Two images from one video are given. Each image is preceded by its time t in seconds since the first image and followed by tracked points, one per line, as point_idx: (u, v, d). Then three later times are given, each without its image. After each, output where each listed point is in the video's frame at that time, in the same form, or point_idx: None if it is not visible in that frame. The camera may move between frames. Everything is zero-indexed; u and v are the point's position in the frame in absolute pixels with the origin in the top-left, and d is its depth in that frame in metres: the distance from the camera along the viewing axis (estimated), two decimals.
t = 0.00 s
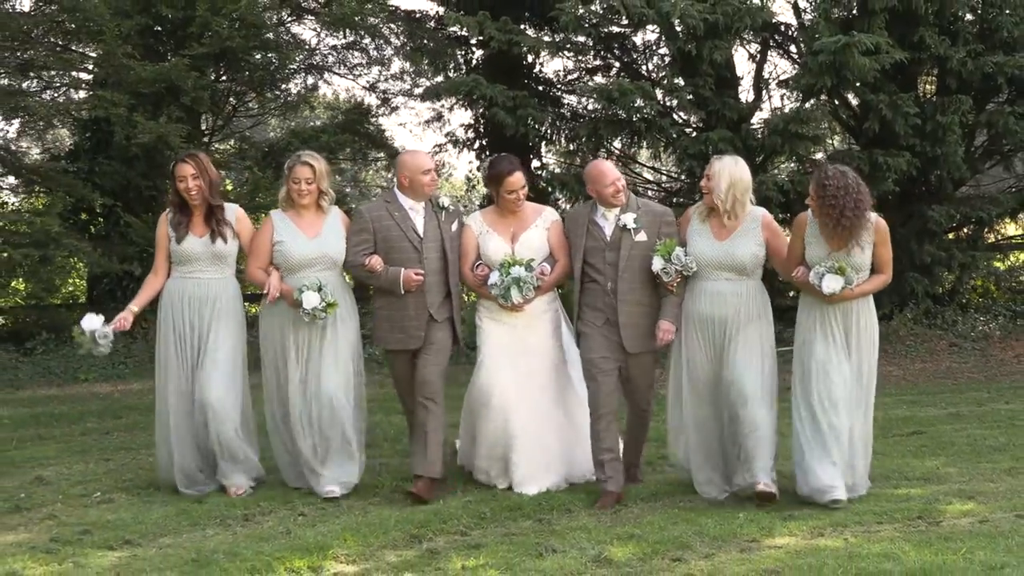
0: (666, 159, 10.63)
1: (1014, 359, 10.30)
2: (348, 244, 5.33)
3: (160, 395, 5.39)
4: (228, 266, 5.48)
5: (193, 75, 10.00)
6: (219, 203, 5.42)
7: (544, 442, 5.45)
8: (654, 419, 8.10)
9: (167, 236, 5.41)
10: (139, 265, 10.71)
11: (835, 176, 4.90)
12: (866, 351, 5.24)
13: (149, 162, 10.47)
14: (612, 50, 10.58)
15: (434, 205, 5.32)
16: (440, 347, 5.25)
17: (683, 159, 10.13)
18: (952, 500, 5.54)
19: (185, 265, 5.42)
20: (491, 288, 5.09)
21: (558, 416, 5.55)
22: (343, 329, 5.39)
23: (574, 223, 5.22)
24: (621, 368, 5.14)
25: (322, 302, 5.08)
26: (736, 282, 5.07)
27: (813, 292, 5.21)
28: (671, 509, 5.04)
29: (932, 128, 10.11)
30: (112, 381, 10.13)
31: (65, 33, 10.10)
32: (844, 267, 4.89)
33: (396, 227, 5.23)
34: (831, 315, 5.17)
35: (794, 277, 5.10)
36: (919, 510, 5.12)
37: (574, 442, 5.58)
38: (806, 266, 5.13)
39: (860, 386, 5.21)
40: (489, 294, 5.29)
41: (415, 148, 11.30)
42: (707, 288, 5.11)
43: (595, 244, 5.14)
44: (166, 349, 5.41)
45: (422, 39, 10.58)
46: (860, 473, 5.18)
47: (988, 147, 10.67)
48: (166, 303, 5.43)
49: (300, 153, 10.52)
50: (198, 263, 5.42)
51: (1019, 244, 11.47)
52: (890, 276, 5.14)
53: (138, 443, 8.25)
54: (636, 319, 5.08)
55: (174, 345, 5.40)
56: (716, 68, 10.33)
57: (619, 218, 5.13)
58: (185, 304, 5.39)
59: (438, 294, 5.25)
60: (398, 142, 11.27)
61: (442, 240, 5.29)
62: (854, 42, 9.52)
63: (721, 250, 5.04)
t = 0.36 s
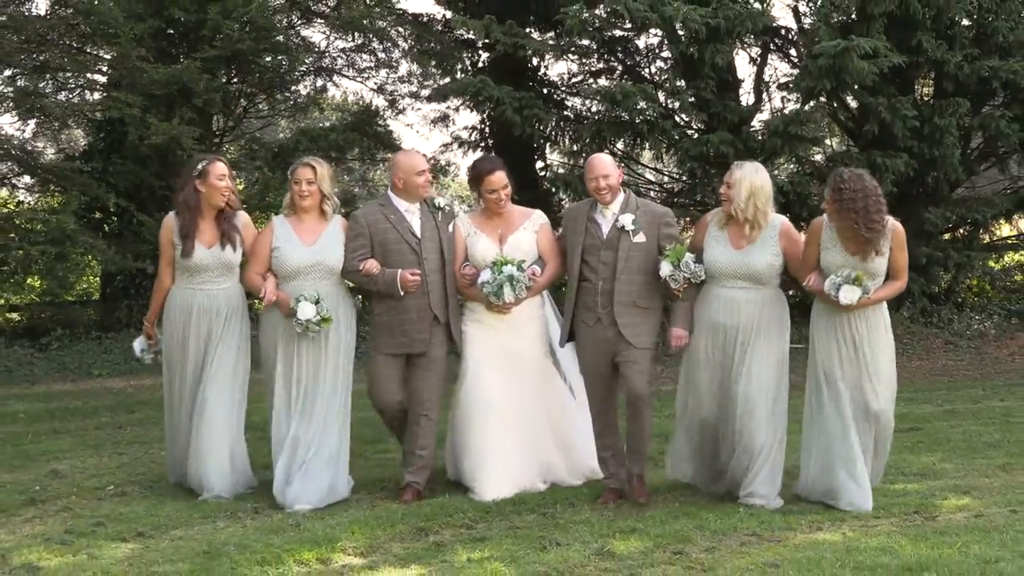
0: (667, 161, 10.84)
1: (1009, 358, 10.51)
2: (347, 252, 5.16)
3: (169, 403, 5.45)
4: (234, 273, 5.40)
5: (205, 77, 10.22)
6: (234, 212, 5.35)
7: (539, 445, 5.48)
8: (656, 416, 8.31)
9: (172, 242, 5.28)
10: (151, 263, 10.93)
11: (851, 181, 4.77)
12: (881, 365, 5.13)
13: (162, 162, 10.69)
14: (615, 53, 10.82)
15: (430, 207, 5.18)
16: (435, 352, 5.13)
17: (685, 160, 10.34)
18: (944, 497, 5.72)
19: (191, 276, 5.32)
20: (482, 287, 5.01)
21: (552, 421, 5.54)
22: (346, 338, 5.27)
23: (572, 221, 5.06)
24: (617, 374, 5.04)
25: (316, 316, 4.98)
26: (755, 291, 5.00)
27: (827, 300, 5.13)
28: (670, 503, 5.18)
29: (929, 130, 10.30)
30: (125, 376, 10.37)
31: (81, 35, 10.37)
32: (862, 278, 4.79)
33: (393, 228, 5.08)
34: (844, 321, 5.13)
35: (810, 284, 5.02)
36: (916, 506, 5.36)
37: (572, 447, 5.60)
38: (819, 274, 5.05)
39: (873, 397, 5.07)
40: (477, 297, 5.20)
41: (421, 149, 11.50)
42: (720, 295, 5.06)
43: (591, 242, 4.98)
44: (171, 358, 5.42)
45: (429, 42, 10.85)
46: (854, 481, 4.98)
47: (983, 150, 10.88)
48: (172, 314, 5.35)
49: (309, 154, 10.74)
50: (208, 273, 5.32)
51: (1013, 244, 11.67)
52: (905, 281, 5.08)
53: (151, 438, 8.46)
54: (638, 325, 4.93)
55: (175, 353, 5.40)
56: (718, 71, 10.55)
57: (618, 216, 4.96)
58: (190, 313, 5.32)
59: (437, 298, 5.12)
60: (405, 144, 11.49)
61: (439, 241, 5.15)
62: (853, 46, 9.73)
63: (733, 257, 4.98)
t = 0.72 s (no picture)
0: (667, 161, 11.08)
1: (1001, 355, 10.76)
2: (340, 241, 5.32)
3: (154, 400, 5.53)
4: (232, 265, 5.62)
5: (215, 80, 10.44)
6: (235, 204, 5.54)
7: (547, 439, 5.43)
8: (656, 410, 8.55)
9: (175, 232, 5.47)
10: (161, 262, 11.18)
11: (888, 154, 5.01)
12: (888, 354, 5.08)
13: (172, 163, 10.92)
14: (617, 56, 11.01)
15: (422, 204, 5.35)
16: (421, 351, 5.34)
17: (685, 161, 10.59)
18: (936, 497, 5.99)
19: (191, 267, 5.55)
20: (475, 281, 5.09)
21: (556, 426, 5.48)
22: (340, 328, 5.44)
23: (578, 227, 5.25)
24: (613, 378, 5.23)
25: (313, 302, 5.12)
26: (770, 282, 5.19)
27: (834, 290, 5.23)
28: (669, 500, 5.42)
29: (923, 132, 10.53)
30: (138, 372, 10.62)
31: (95, 38, 10.66)
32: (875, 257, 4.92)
33: (384, 227, 5.26)
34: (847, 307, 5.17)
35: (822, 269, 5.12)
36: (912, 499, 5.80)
37: (576, 449, 5.57)
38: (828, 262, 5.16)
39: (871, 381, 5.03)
40: (473, 290, 5.28)
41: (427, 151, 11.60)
42: (735, 286, 5.23)
43: (594, 251, 5.16)
44: (168, 359, 5.50)
45: (435, 44, 11.13)
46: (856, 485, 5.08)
47: (976, 151, 11.11)
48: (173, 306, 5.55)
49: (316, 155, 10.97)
50: (209, 265, 5.55)
51: (1005, 243, 11.91)
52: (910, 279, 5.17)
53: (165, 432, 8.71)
54: (635, 332, 5.09)
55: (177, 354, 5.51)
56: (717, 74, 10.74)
57: (621, 224, 5.12)
58: (188, 306, 5.53)
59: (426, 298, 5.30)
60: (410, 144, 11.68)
61: (430, 242, 5.33)
62: (849, 50, 9.97)
63: (744, 249, 5.16)
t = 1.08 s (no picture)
0: (664, 162, 11.35)
1: (990, 353, 11.03)
2: (323, 239, 5.53)
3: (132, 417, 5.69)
4: (202, 270, 5.72)
5: (223, 83, 10.71)
6: (204, 207, 5.68)
7: (545, 441, 5.52)
8: (654, 406, 8.85)
9: (144, 236, 5.54)
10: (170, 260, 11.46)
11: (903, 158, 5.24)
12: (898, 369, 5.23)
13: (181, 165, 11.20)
14: (615, 60, 11.29)
15: (413, 210, 5.42)
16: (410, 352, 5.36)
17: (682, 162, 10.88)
18: (924, 491, 6.51)
19: (160, 269, 5.61)
20: (483, 286, 5.18)
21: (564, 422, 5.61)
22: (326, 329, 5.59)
23: (582, 220, 5.35)
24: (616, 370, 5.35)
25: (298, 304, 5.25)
26: (765, 294, 5.31)
27: (839, 292, 5.35)
28: (663, 496, 5.71)
29: (913, 134, 10.80)
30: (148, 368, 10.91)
31: (106, 42, 10.87)
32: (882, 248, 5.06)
33: (370, 228, 5.35)
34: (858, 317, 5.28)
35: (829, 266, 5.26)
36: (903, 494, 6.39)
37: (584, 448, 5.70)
38: (835, 260, 5.31)
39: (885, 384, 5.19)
40: (480, 294, 5.36)
41: (430, 153, 11.94)
42: (735, 299, 5.31)
43: (600, 242, 5.27)
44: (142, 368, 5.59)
45: (437, 49, 11.32)
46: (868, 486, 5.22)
47: (966, 153, 11.35)
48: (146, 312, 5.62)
49: (323, 157, 11.19)
50: (179, 268, 5.63)
51: (994, 242, 12.20)
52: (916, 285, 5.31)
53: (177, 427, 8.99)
54: (642, 324, 5.19)
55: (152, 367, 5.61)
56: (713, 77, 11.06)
57: (623, 214, 5.23)
58: (159, 313, 5.62)
59: (410, 302, 5.35)
60: (414, 146, 11.91)
61: (418, 245, 5.38)
62: (842, 54, 10.24)
63: (746, 264, 5.23)
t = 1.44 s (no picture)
0: (661, 163, 11.64)
1: (978, 349, 11.31)
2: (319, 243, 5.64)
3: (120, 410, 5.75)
4: (191, 266, 5.82)
5: (232, 86, 10.97)
6: (194, 201, 5.80)
7: (529, 447, 5.58)
8: (651, 400, 9.15)
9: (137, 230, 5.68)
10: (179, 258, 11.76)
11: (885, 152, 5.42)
12: (895, 359, 5.45)
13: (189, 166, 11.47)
14: (614, 63, 11.59)
15: (413, 210, 5.50)
16: (412, 357, 5.40)
17: (678, 163, 11.14)
18: (919, 483, 6.97)
19: (147, 263, 5.72)
20: (482, 289, 5.19)
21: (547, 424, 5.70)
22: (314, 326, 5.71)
23: (577, 227, 5.36)
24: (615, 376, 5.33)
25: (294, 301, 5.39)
26: (752, 283, 5.33)
27: (840, 291, 5.48)
28: (660, 488, 6.02)
29: (904, 135, 11.08)
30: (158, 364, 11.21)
31: (118, 46, 11.15)
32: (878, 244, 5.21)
33: (370, 231, 5.43)
34: (851, 316, 5.43)
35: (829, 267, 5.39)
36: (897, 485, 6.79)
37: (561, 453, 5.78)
38: (834, 261, 5.44)
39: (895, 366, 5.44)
40: (478, 296, 5.43)
41: (434, 154, 12.37)
42: (723, 292, 5.35)
43: (595, 249, 5.26)
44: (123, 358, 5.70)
45: (441, 52, 11.76)
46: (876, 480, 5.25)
47: (955, 154, 11.64)
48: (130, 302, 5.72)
49: (329, 157, 11.53)
50: (166, 262, 5.73)
51: (983, 241, 12.52)
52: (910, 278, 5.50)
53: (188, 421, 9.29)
54: (635, 331, 5.22)
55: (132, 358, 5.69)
56: (708, 79, 11.36)
57: (618, 221, 5.23)
58: (142, 304, 5.70)
59: (411, 306, 5.41)
60: (418, 147, 12.34)
61: (417, 249, 5.47)
62: (835, 58, 10.54)
63: (734, 251, 5.28)
